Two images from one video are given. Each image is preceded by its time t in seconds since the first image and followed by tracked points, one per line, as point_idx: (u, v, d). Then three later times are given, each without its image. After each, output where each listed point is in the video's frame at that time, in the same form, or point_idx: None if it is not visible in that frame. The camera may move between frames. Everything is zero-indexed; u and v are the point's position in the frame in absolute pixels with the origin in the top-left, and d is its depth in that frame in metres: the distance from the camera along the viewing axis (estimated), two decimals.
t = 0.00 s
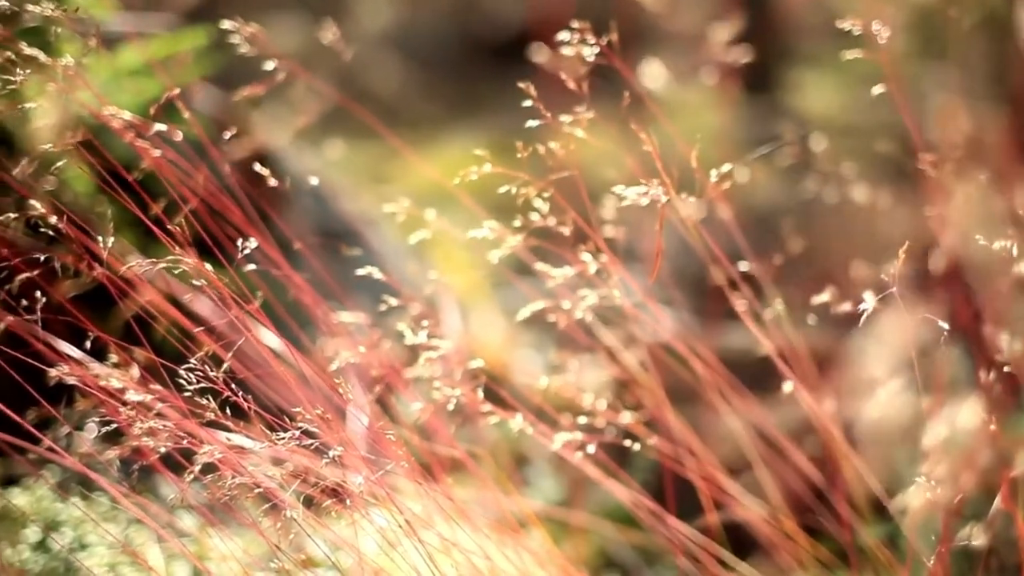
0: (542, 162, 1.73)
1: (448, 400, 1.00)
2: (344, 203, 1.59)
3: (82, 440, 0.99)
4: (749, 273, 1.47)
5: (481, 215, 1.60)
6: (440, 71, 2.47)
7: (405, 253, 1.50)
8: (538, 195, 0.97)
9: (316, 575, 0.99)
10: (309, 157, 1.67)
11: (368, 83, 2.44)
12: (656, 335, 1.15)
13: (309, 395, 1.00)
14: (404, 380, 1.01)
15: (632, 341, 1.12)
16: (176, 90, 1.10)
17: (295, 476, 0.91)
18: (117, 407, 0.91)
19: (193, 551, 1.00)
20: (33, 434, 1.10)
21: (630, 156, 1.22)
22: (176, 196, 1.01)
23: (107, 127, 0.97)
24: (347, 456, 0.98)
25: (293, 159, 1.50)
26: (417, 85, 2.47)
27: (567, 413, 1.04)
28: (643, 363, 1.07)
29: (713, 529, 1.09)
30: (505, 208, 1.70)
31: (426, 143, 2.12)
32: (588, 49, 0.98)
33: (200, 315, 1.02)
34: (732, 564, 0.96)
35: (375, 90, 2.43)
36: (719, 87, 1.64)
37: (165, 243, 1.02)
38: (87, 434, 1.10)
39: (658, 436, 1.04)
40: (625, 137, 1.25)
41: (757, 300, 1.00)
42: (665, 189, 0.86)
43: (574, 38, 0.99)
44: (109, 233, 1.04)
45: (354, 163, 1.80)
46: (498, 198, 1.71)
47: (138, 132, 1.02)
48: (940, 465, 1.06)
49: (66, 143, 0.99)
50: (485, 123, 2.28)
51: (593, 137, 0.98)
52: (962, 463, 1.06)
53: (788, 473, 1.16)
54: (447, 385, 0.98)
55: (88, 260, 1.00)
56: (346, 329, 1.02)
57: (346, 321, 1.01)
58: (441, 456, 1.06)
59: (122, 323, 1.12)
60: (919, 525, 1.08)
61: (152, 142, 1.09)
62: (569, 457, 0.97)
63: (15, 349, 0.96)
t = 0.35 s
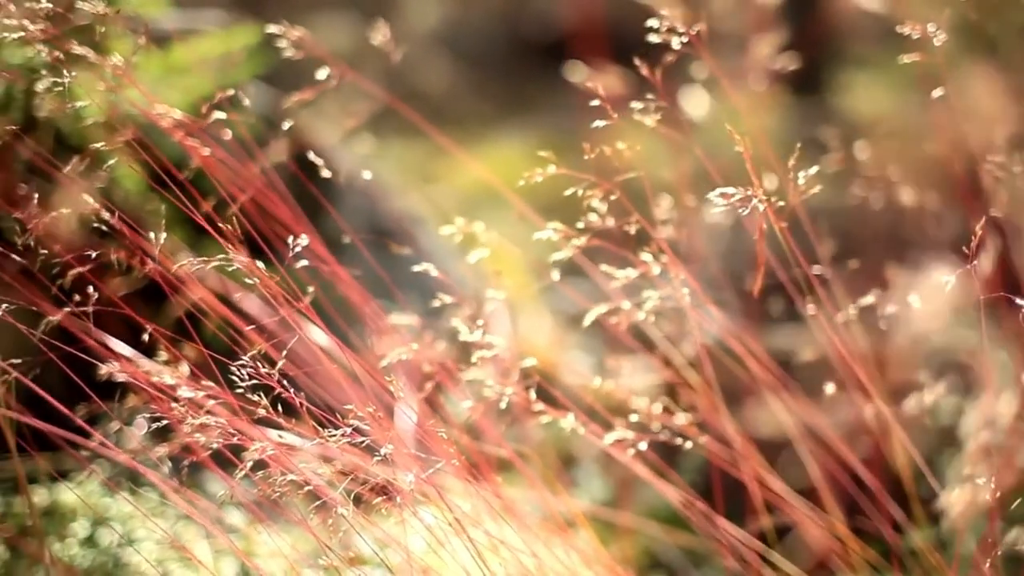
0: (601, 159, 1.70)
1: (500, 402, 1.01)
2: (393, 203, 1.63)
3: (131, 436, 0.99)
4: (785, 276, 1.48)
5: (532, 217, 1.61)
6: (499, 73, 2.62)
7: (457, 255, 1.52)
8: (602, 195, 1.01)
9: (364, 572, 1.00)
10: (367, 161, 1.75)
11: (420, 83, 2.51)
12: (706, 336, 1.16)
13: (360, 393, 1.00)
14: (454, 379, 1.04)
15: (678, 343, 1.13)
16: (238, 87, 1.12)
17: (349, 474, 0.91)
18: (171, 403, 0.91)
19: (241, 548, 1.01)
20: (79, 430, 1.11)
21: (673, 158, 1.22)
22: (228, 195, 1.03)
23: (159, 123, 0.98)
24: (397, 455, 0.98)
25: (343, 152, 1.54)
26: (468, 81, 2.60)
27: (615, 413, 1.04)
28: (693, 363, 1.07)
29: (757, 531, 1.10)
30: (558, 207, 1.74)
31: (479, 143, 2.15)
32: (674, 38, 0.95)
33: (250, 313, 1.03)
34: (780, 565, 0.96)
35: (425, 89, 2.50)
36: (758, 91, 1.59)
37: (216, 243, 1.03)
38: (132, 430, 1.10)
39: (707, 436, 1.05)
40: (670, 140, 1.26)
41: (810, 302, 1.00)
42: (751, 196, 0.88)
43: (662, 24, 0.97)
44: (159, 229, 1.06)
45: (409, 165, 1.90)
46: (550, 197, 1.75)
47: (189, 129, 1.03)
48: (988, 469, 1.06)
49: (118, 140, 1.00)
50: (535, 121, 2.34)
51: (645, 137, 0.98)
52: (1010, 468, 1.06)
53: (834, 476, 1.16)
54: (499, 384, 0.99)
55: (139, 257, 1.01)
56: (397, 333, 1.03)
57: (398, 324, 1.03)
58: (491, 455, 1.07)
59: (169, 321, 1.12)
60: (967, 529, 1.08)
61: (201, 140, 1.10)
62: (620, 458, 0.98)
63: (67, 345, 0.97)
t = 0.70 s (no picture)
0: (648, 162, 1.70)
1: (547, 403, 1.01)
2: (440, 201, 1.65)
3: (179, 432, 0.99)
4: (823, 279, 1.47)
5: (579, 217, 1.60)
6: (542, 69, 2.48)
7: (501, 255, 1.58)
8: (648, 198, 0.99)
9: (411, 569, 1.00)
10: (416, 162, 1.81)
11: (468, 84, 2.49)
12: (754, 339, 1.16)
13: (408, 392, 1.00)
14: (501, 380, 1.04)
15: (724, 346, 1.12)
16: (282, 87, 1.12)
17: (399, 475, 0.91)
18: (221, 402, 0.92)
19: (287, 545, 1.01)
20: (126, 426, 1.12)
21: (718, 160, 1.21)
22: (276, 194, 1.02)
23: (207, 123, 0.98)
24: (445, 454, 0.98)
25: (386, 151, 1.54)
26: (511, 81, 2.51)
27: (662, 416, 1.04)
28: (741, 367, 1.07)
29: (800, 533, 1.10)
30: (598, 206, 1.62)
31: (529, 143, 2.21)
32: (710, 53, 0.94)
33: (299, 311, 1.03)
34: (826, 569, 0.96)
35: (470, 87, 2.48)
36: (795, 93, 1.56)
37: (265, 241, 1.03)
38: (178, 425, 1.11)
39: (755, 440, 1.05)
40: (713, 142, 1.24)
41: (861, 307, 0.99)
42: (786, 201, 0.86)
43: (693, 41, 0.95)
44: (207, 227, 1.06)
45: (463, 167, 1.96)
46: (591, 194, 1.62)
47: (236, 128, 1.03)
48: None
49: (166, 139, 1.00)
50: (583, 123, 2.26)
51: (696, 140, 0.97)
52: None
53: (878, 479, 1.16)
54: (546, 387, 0.98)
55: (189, 254, 1.01)
56: (445, 334, 1.03)
57: (447, 325, 1.03)
58: (538, 454, 1.07)
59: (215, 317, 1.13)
60: (1012, 535, 1.07)
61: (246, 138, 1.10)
62: (668, 461, 0.97)
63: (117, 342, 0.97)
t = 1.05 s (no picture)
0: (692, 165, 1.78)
1: (599, 402, 1.01)
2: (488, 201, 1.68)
3: (232, 429, 1.00)
4: (864, 283, 1.47)
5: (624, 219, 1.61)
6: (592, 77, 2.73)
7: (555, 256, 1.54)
8: (696, 197, 1.00)
9: (462, 567, 1.00)
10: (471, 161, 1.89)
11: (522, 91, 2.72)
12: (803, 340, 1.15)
13: (460, 390, 1.00)
14: (552, 379, 1.04)
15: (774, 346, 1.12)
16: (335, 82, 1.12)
17: (451, 472, 0.91)
18: (276, 398, 0.92)
19: (338, 542, 1.01)
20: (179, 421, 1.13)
21: (764, 160, 1.21)
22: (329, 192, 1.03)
23: (261, 119, 0.98)
24: (496, 453, 0.98)
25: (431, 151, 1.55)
26: (565, 82, 3.00)
27: (713, 416, 1.04)
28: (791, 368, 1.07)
29: (848, 536, 1.09)
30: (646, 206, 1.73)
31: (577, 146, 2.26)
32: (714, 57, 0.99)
33: (351, 309, 1.03)
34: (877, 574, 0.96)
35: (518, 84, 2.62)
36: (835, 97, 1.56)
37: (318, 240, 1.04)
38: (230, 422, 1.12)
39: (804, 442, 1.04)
40: (756, 142, 1.25)
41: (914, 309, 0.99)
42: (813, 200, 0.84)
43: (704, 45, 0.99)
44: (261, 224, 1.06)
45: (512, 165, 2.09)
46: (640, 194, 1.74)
47: (289, 125, 1.03)
48: None
49: (221, 136, 1.01)
50: (631, 125, 2.52)
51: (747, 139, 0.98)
52: None
53: (927, 483, 1.15)
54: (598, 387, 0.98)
55: (243, 251, 1.02)
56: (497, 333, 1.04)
57: (499, 324, 1.04)
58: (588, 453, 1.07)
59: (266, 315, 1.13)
60: None
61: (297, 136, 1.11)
62: (719, 461, 0.97)
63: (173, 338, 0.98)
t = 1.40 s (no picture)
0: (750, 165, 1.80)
1: (647, 401, 1.01)
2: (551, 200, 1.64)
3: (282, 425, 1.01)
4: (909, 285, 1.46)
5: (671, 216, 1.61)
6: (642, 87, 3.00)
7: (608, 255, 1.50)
8: (743, 196, 1.00)
9: (510, 567, 1.01)
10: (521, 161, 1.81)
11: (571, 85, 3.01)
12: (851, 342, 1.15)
13: (510, 389, 1.01)
14: (601, 377, 1.04)
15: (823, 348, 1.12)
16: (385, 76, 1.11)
17: (501, 472, 0.91)
18: (328, 396, 0.93)
19: (387, 541, 1.02)
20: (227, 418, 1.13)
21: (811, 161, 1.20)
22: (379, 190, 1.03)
23: (310, 121, 0.98)
24: (545, 453, 0.98)
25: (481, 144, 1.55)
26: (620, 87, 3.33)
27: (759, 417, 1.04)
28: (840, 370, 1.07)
29: (891, 539, 1.10)
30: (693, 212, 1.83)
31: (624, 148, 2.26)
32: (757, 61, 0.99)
33: (401, 306, 1.03)
34: None
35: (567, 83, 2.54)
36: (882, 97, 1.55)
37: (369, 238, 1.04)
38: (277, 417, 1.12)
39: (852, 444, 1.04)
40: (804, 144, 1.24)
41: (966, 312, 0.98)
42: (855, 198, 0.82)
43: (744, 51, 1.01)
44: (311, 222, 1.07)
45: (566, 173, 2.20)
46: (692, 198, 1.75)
47: (337, 125, 1.03)
48: None
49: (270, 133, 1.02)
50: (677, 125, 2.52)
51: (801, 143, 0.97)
52: None
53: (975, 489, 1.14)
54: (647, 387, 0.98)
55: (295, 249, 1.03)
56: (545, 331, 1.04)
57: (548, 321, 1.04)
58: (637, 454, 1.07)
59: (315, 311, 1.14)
60: None
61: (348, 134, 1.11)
62: (767, 462, 0.97)
63: (224, 336, 0.99)
